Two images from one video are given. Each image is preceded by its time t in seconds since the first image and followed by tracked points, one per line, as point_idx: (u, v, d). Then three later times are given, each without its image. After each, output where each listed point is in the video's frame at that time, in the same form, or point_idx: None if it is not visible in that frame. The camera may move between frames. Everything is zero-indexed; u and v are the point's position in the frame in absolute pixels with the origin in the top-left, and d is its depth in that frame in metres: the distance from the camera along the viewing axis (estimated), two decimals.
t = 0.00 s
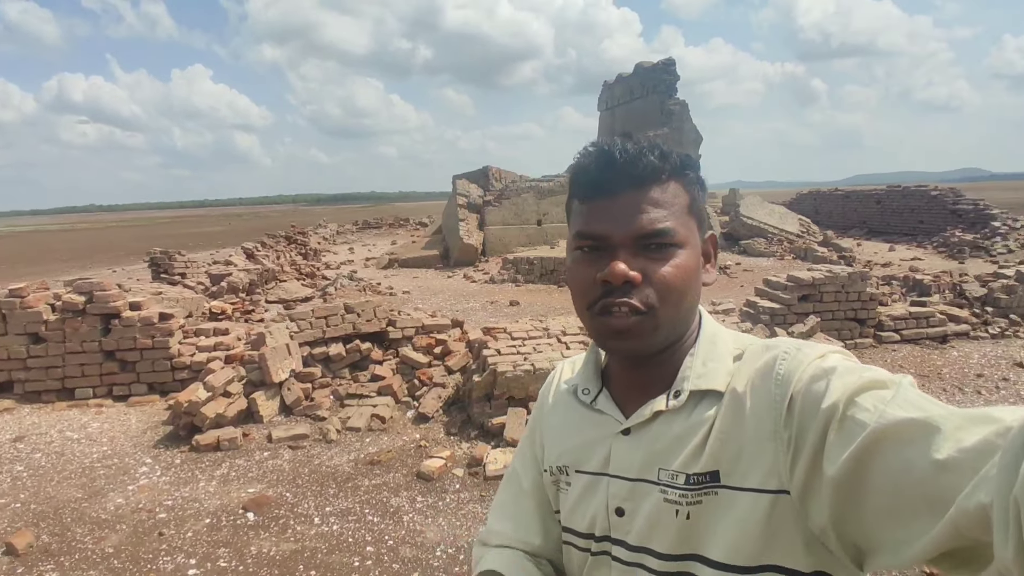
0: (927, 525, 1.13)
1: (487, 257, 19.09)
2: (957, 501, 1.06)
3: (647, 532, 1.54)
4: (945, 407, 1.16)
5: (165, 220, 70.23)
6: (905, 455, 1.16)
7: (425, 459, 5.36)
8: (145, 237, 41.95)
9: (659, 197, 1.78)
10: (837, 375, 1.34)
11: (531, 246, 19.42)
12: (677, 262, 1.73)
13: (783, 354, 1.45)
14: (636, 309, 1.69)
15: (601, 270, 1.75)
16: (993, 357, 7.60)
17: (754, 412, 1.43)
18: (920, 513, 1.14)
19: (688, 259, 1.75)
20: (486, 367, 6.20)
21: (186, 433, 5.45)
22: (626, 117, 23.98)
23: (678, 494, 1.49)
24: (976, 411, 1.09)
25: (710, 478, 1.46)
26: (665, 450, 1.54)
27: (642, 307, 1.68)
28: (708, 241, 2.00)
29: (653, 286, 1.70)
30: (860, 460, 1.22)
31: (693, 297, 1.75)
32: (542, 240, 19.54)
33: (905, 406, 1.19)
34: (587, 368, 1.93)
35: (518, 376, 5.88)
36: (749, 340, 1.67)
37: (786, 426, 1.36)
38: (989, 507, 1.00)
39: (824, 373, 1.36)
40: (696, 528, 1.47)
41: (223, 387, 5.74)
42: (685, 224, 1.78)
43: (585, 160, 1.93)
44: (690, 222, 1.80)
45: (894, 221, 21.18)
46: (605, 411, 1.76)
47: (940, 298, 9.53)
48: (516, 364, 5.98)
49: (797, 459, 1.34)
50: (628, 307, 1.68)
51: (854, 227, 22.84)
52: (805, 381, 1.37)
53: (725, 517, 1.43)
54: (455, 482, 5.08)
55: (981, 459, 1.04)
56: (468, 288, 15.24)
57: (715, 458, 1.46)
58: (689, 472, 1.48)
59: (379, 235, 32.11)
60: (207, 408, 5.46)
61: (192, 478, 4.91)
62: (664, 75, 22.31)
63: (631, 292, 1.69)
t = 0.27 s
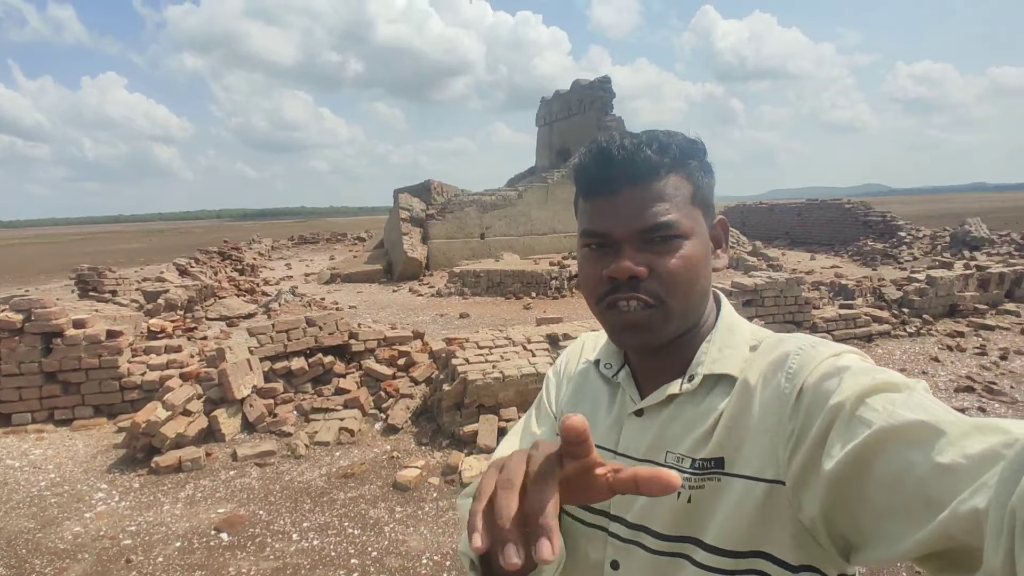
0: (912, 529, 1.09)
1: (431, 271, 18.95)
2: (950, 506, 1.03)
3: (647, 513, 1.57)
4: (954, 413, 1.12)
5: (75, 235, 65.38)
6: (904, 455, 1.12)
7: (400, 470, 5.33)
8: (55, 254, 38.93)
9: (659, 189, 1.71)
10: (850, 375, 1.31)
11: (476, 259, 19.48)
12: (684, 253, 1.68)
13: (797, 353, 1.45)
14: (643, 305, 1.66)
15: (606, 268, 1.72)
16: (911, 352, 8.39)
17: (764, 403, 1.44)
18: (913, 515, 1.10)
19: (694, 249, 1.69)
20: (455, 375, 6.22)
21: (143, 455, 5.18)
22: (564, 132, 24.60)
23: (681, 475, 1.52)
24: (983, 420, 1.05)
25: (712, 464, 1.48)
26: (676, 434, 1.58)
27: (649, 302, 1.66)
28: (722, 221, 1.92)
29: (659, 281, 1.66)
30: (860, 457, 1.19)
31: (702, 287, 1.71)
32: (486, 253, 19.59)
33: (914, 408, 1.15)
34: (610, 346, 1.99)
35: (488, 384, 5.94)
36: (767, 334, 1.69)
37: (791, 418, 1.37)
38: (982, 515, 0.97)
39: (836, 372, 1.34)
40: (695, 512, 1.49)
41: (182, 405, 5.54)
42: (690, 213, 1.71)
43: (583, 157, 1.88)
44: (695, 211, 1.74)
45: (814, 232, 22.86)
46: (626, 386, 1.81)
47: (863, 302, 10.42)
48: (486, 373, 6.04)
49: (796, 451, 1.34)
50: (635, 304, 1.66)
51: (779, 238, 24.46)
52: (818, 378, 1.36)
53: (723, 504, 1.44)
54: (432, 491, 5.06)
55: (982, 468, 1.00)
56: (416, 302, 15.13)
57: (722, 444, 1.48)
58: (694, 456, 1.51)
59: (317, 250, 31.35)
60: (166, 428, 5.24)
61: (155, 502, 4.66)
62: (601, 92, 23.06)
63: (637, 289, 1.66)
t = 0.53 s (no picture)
0: (917, 523, 1.15)
1: (383, 285, 18.67)
2: (947, 502, 1.10)
3: (653, 510, 1.61)
4: (950, 412, 1.19)
5: None
6: (902, 452, 1.19)
7: (375, 483, 5.28)
8: None
9: (669, 188, 1.75)
10: (852, 372, 1.37)
11: (429, 272, 19.39)
12: (690, 250, 1.71)
13: (799, 349, 1.50)
14: (649, 301, 1.70)
15: (611, 264, 1.77)
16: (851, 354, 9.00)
17: (765, 400, 1.48)
18: (914, 510, 1.16)
19: (702, 248, 1.72)
20: (426, 388, 6.20)
21: (102, 480, 4.97)
22: (512, 146, 24.90)
23: (682, 472, 1.56)
24: (981, 418, 1.11)
25: (714, 461, 1.51)
26: (678, 431, 1.61)
27: (654, 298, 1.69)
28: (730, 222, 1.93)
29: (664, 277, 1.69)
30: (862, 456, 1.25)
31: (707, 286, 1.75)
32: (438, 266, 19.51)
33: (913, 406, 1.22)
34: (613, 351, 2.04)
35: (460, 395, 5.95)
36: (769, 332, 1.72)
37: (795, 415, 1.42)
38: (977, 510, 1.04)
39: (837, 369, 1.39)
40: (696, 508, 1.53)
41: (143, 426, 5.36)
42: (696, 211, 1.75)
43: (592, 157, 1.94)
44: (703, 211, 1.78)
45: (753, 242, 24.07)
46: (627, 385, 1.85)
47: (804, 307, 11.09)
48: (458, 384, 6.05)
49: (802, 447, 1.39)
50: (640, 299, 1.70)
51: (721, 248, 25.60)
52: (820, 374, 1.41)
53: (724, 498, 1.49)
54: (409, 503, 5.03)
55: (979, 463, 1.08)
56: (371, 315, 14.91)
57: (722, 441, 1.52)
58: (695, 454, 1.55)
59: (262, 264, 30.44)
60: (128, 450, 5.07)
61: (118, 527, 4.47)
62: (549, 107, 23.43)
63: (643, 284, 1.70)
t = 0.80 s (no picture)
0: (927, 518, 1.11)
1: (347, 297, 18.32)
2: (955, 495, 1.05)
3: (657, 515, 1.59)
4: (953, 404, 1.15)
5: None
6: (907, 448, 1.15)
7: (354, 498, 5.17)
8: None
9: (678, 193, 1.78)
10: (852, 371, 1.34)
11: (394, 284, 19.18)
12: (696, 253, 1.72)
13: (801, 349, 1.47)
14: (652, 301, 1.72)
15: (618, 263, 1.80)
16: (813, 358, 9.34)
17: (764, 403, 1.45)
18: (924, 506, 1.12)
19: (708, 252, 1.73)
20: (403, 400, 6.09)
21: (65, 505, 4.77)
22: (475, 158, 24.93)
23: (681, 476, 1.55)
24: (984, 408, 1.07)
25: (713, 465, 1.49)
26: (677, 435, 1.63)
27: (658, 299, 1.72)
28: (736, 231, 1.94)
29: (668, 277, 1.71)
30: (869, 453, 1.21)
31: (711, 290, 1.75)
32: (404, 278, 19.33)
33: (914, 402, 1.18)
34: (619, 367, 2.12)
35: (438, 407, 5.85)
36: (772, 337, 1.70)
37: (797, 417, 1.38)
38: (986, 503, 0.99)
39: (838, 368, 1.36)
40: (696, 513, 1.49)
41: (109, 448, 5.17)
42: (703, 216, 1.77)
43: (606, 159, 1.99)
44: (710, 216, 1.79)
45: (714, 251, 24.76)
46: (630, 399, 1.91)
47: (767, 314, 11.46)
48: (435, 395, 5.94)
49: (806, 449, 1.35)
50: (644, 299, 1.73)
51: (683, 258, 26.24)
52: (821, 374, 1.38)
53: (722, 504, 1.44)
54: (390, 517, 4.94)
55: (985, 453, 1.03)
56: (337, 329, 14.63)
57: (721, 444, 1.49)
58: (694, 457, 1.54)
59: (220, 279, 29.64)
60: (93, 473, 4.88)
61: (85, 555, 4.29)
62: (512, 119, 23.53)
63: (646, 285, 1.73)
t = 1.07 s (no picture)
0: (941, 521, 1.06)
1: (323, 304, 18.04)
2: (967, 498, 1.00)
3: (677, 506, 1.56)
4: (973, 407, 1.09)
5: None
6: (924, 449, 1.10)
7: (340, 509, 5.05)
8: None
9: (688, 194, 1.76)
10: (873, 371, 1.28)
11: (371, 291, 18.97)
12: (707, 254, 1.69)
13: (821, 347, 1.41)
14: (661, 302, 1.71)
15: (630, 265, 1.80)
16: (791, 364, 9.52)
17: (782, 399, 1.39)
18: (937, 508, 1.07)
19: (721, 252, 1.69)
20: (389, 407, 5.96)
21: (37, 520, 4.62)
22: (452, 164, 24.80)
23: (700, 469, 1.51)
24: (1001, 411, 1.02)
25: (730, 459, 1.44)
26: (697, 427, 1.59)
27: (667, 299, 1.70)
28: (757, 229, 1.88)
29: (677, 278, 1.69)
30: (884, 455, 1.16)
31: (725, 290, 1.72)
32: (381, 284, 19.14)
33: (935, 404, 1.12)
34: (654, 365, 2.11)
35: (425, 414, 5.74)
36: (794, 336, 1.64)
37: (813, 416, 1.32)
38: (999, 506, 0.94)
39: (858, 367, 1.30)
40: (717, 504, 1.45)
41: (83, 460, 4.97)
42: (715, 217, 1.73)
43: (621, 162, 1.98)
44: (723, 217, 1.75)
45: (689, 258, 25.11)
46: (658, 394, 1.90)
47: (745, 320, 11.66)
48: (422, 402, 5.83)
49: (822, 448, 1.29)
50: (653, 299, 1.72)
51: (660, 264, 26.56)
52: (840, 372, 1.32)
53: (741, 497, 1.40)
54: (378, 527, 4.84)
55: (1000, 455, 0.98)
56: (314, 336, 14.40)
57: (738, 440, 1.44)
58: (712, 451, 1.49)
59: (191, 285, 28.99)
60: (65, 487, 4.69)
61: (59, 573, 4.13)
62: (490, 126, 23.41)
63: (656, 286, 1.71)
